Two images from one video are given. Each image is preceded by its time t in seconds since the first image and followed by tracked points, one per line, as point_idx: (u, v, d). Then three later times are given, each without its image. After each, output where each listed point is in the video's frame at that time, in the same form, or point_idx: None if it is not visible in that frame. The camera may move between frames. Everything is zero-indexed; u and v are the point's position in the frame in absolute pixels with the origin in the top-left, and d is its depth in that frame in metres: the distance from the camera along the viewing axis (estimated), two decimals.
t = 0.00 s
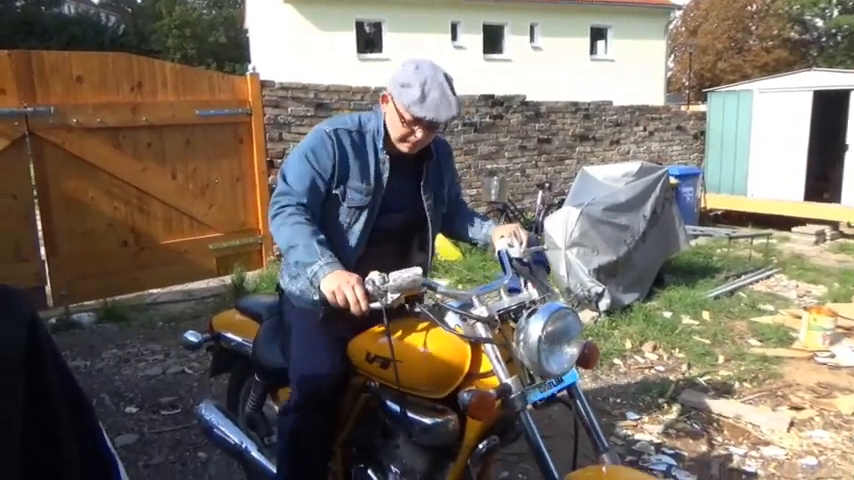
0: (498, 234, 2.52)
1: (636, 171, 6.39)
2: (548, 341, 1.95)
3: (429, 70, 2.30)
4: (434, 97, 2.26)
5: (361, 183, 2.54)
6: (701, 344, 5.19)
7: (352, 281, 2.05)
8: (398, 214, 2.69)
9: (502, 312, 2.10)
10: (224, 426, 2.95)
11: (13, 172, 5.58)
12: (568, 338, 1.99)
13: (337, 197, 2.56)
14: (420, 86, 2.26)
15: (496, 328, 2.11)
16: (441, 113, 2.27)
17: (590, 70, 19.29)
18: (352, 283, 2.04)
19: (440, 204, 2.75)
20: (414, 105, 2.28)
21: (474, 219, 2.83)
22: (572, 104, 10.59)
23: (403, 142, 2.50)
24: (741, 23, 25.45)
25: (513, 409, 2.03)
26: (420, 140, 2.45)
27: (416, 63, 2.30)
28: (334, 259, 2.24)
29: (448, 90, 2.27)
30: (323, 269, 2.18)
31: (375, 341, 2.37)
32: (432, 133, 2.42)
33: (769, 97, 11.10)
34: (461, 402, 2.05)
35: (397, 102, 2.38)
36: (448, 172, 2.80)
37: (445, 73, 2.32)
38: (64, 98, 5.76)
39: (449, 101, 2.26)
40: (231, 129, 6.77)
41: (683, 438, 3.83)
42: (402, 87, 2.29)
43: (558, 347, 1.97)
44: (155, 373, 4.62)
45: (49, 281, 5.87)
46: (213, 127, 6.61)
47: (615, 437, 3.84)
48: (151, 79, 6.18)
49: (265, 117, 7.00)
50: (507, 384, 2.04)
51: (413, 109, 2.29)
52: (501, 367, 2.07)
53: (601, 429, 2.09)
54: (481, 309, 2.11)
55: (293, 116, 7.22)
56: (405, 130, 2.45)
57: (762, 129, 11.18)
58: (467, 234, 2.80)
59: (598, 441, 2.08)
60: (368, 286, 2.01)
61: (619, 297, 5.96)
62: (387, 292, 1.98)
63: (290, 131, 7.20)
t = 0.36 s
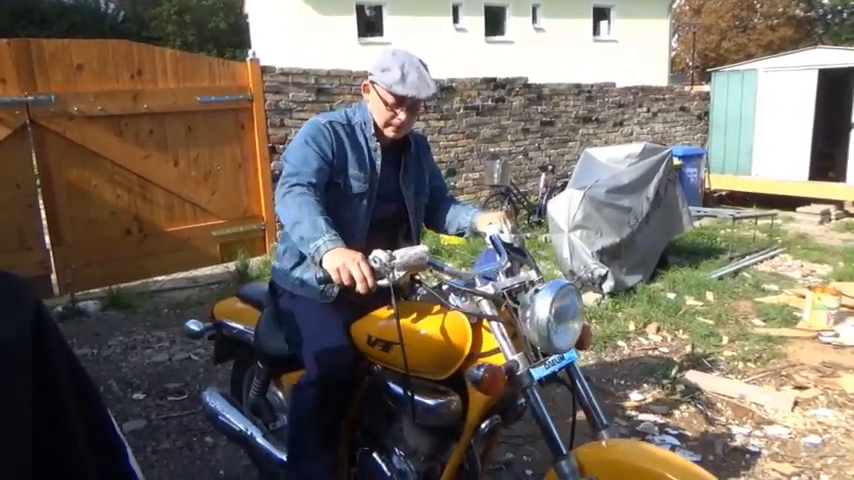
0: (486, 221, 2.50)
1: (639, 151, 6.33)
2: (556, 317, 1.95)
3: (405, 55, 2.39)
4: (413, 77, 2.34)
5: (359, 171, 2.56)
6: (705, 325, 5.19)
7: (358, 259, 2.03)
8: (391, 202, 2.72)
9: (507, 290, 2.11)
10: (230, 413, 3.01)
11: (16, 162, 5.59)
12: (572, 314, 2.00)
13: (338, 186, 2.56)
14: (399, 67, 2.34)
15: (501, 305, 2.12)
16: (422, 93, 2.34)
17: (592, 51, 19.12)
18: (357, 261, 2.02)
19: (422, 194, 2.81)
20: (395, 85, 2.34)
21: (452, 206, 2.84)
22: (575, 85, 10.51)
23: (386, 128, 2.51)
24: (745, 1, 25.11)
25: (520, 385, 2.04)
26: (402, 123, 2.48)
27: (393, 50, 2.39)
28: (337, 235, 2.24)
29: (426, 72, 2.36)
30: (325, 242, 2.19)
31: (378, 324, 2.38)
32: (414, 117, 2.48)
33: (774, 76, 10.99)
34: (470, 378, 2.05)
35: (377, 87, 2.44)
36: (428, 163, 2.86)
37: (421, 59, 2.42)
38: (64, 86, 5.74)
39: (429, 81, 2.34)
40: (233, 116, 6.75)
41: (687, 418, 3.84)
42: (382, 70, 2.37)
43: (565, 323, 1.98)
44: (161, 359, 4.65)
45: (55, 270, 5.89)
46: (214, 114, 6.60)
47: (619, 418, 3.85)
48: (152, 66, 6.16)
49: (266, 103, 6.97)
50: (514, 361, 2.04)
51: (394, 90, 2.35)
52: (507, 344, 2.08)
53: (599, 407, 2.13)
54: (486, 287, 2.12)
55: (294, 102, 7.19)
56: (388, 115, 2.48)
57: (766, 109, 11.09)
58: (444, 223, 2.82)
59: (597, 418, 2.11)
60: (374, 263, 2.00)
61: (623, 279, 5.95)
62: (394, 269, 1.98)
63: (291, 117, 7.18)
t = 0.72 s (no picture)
0: (492, 219, 2.50)
1: (640, 148, 6.38)
2: (561, 316, 1.97)
3: (413, 36, 2.40)
4: (419, 59, 2.35)
5: (374, 152, 2.59)
6: (708, 320, 5.20)
7: (363, 258, 2.04)
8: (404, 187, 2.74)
9: (512, 288, 2.13)
10: (236, 410, 3.03)
11: (20, 161, 5.60)
12: (577, 312, 2.01)
13: (355, 169, 2.59)
14: (406, 49, 2.35)
15: (507, 303, 2.14)
16: (427, 75, 2.35)
17: (595, 45, 19.06)
18: (363, 259, 2.04)
19: (438, 177, 2.78)
20: (401, 68, 2.35)
21: (460, 198, 2.81)
22: (578, 81, 10.49)
23: (393, 109, 2.54)
24: None
25: (525, 382, 2.05)
26: (409, 105, 2.51)
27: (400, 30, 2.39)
28: (347, 232, 2.25)
29: (432, 54, 2.36)
30: (332, 237, 2.20)
31: (384, 321, 2.40)
32: (420, 99, 2.50)
33: (777, 70, 10.95)
34: (476, 376, 2.07)
35: (384, 69, 2.46)
36: (444, 146, 2.81)
37: (428, 40, 2.43)
38: (67, 85, 5.75)
39: (435, 63, 2.35)
40: (236, 114, 6.77)
41: (690, 413, 3.85)
42: (388, 52, 2.38)
43: (569, 322, 1.99)
44: (167, 357, 4.68)
45: (60, 268, 5.92)
46: (217, 112, 6.61)
47: (622, 413, 3.87)
48: (154, 64, 6.17)
49: (269, 100, 6.98)
50: (519, 359, 2.06)
51: (400, 72, 2.37)
52: (512, 341, 2.09)
53: (604, 404, 2.14)
54: (491, 285, 2.13)
55: (296, 99, 7.20)
56: (394, 96, 2.50)
57: (769, 103, 11.05)
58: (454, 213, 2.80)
59: (602, 415, 2.13)
60: (379, 261, 2.01)
61: (626, 275, 5.96)
62: (400, 267, 2.00)
63: (293, 114, 7.19)
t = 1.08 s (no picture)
0: (491, 219, 2.52)
1: (641, 147, 6.36)
2: (561, 315, 1.97)
3: (435, 52, 2.40)
4: (442, 73, 2.34)
5: (387, 172, 2.58)
6: (708, 319, 5.20)
7: (364, 258, 2.04)
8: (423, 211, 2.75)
9: (511, 288, 2.14)
10: (237, 410, 3.04)
11: (21, 161, 5.61)
12: (577, 312, 2.01)
13: (366, 186, 2.61)
14: (428, 63, 2.34)
15: (506, 302, 2.14)
16: (451, 88, 2.34)
17: (596, 44, 19.05)
18: (363, 259, 2.04)
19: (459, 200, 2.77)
20: (423, 80, 2.35)
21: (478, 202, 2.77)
22: (578, 80, 10.48)
23: (415, 125, 2.51)
24: None
25: (524, 382, 2.05)
26: (431, 120, 2.48)
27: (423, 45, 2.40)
28: (346, 232, 2.27)
29: (454, 68, 2.37)
30: (332, 239, 2.22)
31: (383, 321, 2.41)
32: (442, 114, 2.48)
33: (778, 68, 10.94)
34: (475, 375, 2.08)
35: (406, 84, 2.45)
36: (467, 167, 2.80)
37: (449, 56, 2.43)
38: (68, 85, 5.76)
39: (458, 77, 2.35)
40: (236, 113, 6.77)
41: (690, 413, 3.86)
42: (410, 66, 2.38)
43: (569, 321, 2.00)
44: (168, 356, 4.69)
45: (60, 268, 5.94)
46: (217, 111, 6.62)
47: (621, 412, 3.87)
48: (154, 64, 6.17)
49: (270, 100, 6.99)
50: (519, 358, 2.06)
51: (422, 84, 2.36)
52: (512, 341, 2.10)
53: (603, 403, 2.14)
54: (491, 285, 2.14)
55: (297, 99, 7.21)
56: (417, 111, 2.48)
57: (770, 102, 11.05)
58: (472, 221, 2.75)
59: (601, 414, 2.13)
60: (379, 262, 2.02)
61: (626, 274, 5.96)
62: (400, 267, 2.01)
63: (294, 114, 7.20)
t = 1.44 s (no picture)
0: (496, 219, 2.51)
1: (639, 149, 6.38)
2: (557, 318, 1.97)
3: (420, 6, 2.31)
4: (428, 36, 2.27)
5: (365, 130, 2.56)
6: (707, 321, 5.21)
7: (363, 259, 2.05)
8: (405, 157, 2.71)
9: (509, 290, 2.12)
10: (236, 411, 3.04)
11: (20, 162, 5.61)
12: (574, 315, 2.01)
13: (344, 148, 2.59)
14: (414, 24, 2.27)
15: (503, 305, 2.13)
16: (436, 54, 2.28)
17: (594, 46, 19.07)
18: (362, 260, 2.05)
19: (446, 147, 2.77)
20: (408, 45, 2.29)
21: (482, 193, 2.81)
22: (577, 82, 10.49)
23: (396, 83, 2.48)
24: None
25: (521, 385, 2.06)
26: (414, 80, 2.46)
27: None
28: (344, 231, 2.27)
29: (441, 31, 2.28)
30: (332, 240, 2.23)
31: (384, 322, 2.42)
32: (425, 74, 2.44)
33: (775, 70, 10.97)
34: (473, 378, 2.08)
35: (389, 43, 2.38)
36: (451, 115, 2.79)
37: (437, 12, 2.33)
38: (66, 86, 5.76)
39: (444, 42, 2.28)
40: (235, 114, 6.77)
41: (688, 415, 3.86)
42: (395, 25, 2.29)
43: (566, 325, 1.99)
44: (166, 358, 4.69)
45: (59, 270, 5.93)
46: (216, 112, 6.62)
47: (620, 414, 3.87)
48: (153, 65, 6.17)
49: (268, 101, 6.99)
50: (515, 361, 2.07)
51: (407, 50, 2.30)
52: (509, 343, 2.10)
53: (602, 406, 2.13)
54: (489, 288, 2.14)
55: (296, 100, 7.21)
56: (397, 72, 2.44)
57: (768, 103, 11.07)
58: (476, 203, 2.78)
59: (599, 418, 2.12)
60: (377, 262, 2.02)
61: (625, 276, 5.96)
62: (397, 268, 2.00)
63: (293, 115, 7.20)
